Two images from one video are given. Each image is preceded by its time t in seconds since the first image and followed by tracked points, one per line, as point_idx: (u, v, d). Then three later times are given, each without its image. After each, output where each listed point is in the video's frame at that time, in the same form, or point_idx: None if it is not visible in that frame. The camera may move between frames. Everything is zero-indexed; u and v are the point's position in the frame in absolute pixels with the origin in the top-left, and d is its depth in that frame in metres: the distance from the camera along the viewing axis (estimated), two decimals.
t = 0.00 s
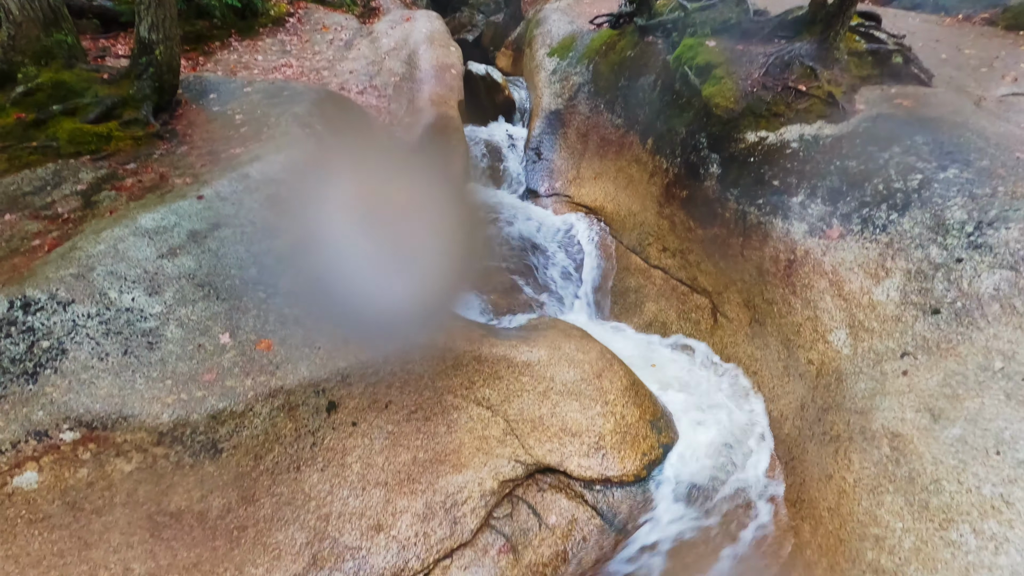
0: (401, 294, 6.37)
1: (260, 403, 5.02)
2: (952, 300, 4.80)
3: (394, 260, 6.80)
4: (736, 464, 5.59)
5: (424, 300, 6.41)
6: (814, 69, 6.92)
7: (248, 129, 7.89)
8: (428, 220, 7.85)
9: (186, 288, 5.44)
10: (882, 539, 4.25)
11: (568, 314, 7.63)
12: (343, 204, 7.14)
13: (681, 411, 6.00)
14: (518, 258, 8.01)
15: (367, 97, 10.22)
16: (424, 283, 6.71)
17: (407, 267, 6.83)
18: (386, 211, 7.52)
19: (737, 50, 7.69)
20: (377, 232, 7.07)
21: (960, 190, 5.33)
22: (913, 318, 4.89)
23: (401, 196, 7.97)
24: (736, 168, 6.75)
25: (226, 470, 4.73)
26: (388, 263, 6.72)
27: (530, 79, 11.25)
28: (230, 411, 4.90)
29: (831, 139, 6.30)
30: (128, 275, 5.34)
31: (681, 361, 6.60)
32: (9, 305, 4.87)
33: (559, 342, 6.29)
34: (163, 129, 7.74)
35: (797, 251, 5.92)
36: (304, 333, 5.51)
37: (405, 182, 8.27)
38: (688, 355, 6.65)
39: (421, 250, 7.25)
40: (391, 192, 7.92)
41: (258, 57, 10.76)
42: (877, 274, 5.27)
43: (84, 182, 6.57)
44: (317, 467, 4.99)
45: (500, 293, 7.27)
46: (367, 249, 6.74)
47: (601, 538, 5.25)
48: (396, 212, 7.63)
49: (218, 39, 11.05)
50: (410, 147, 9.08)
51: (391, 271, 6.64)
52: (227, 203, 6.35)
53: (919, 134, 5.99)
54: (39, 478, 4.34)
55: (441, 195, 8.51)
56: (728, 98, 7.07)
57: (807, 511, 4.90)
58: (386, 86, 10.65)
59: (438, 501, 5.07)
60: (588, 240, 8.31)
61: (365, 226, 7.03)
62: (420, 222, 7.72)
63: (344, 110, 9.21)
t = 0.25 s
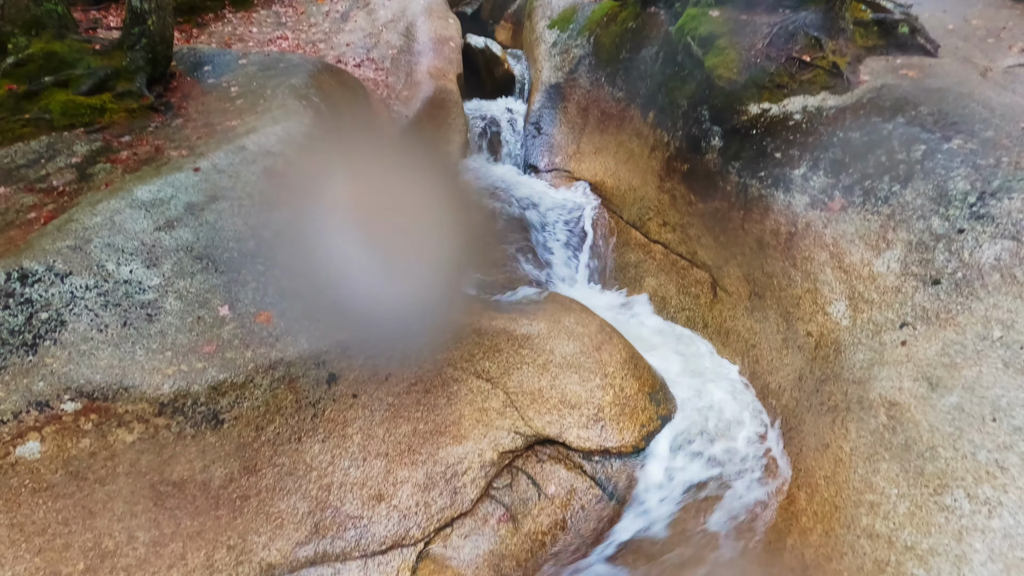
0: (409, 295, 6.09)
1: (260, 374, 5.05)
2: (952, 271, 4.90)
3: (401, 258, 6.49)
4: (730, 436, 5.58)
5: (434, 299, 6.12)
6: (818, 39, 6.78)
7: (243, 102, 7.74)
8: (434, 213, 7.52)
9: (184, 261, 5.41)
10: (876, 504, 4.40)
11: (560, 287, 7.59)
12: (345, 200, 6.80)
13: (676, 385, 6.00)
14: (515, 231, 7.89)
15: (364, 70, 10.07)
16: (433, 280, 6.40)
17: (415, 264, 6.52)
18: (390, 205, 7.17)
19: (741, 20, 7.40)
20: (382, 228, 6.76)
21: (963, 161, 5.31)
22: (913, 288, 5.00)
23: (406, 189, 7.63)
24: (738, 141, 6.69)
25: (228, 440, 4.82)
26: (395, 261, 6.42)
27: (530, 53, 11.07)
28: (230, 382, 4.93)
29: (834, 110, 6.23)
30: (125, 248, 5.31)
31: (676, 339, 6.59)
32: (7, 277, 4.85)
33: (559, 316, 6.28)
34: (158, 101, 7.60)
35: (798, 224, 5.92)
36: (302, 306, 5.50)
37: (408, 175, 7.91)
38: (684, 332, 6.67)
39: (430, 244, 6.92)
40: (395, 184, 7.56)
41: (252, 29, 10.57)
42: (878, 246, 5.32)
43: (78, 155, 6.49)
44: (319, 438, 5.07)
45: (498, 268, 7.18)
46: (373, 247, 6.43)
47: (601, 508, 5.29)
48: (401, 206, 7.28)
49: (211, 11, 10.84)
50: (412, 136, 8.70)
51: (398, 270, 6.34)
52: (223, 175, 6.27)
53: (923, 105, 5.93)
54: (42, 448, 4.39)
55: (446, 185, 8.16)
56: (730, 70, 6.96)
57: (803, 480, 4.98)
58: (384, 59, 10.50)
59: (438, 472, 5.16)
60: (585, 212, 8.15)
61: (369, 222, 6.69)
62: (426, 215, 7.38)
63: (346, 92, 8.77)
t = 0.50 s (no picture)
0: (412, 302, 5.71)
1: (261, 342, 5.08)
2: (959, 240, 5.05)
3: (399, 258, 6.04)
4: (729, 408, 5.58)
5: (437, 307, 5.77)
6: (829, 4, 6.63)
7: (241, 70, 7.58)
8: (444, 209, 6.98)
9: (183, 230, 5.38)
10: (874, 470, 4.60)
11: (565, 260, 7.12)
12: (347, 193, 6.38)
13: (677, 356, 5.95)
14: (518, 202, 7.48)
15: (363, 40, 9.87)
16: (436, 285, 5.93)
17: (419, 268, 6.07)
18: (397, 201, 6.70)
19: None
20: (386, 224, 6.35)
21: (974, 128, 5.40)
22: (918, 258, 5.15)
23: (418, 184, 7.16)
24: (744, 110, 6.57)
25: (230, 408, 4.85)
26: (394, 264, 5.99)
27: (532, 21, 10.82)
28: (232, 350, 4.97)
29: (843, 78, 6.13)
30: (124, 217, 5.28)
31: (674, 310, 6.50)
32: (5, 245, 4.87)
33: (559, 287, 6.22)
34: (154, 70, 7.47)
35: (803, 193, 5.91)
36: (302, 276, 5.50)
37: (420, 168, 7.46)
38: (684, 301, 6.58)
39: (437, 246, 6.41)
40: (405, 178, 7.12)
41: None
42: (883, 216, 5.42)
43: (74, 124, 6.41)
44: (321, 406, 5.08)
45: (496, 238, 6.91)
46: (377, 249, 6.06)
47: (600, 475, 5.36)
48: (409, 202, 6.79)
49: None
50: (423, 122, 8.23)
51: (397, 275, 5.89)
52: (222, 144, 6.21)
53: (933, 71, 5.85)
54: (46, 415, 4.47)
55: (457, 174, 7.65)
56: (735, 37, 6.87)
57: (802, 447, 5.06)
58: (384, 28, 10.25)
59: (440, 441, 5.19)
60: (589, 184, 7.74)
61: (369, 219, 6.25)
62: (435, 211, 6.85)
63: (351, 65, 8.42)
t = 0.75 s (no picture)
0: (394, 330, 5.45)
1: (265, 309, 5.10)
2: (971, 207, 5.12)
3: (390, 284, 5.66)
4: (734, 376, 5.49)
5: (442, 323, 5.60)
6: None
7: (241, 35, 7.32)
8: (450, 205, 6.50)
9: (185, 196, 5.33)
10: (877, 438, 4.74)
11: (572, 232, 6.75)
12: (348, 206, 5.91)
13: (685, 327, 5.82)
14: (518, 170, 7.08)
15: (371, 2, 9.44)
16: (422, 318, 5.58)
17: (409, 296, 5.67)
18: (402, 211, 6.18)
19: None
20: (390, 231, 5.99)
21: (992, 93, 5.31)
22: (928, 226, 5.23)
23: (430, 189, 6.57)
24: (755, 76, 6.39)
25: (235, 372, 4.87)
26: (384, 290, 5.60)
27: None
28: (236, 316, 4.99)
29: (857, 42, 5.91)
30: (124, 181, 5.23)
31: (681, 278, 6.33)
32: (7, 209, 4.87)
33: (564, 257, 6.15)
34: (153, 35, 7.20)
35: (813, 161, 5.91)
36: (306, 243, 5.50)
37: (435, 168, 6.85)
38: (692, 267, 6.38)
39: (435, 266, 5.91)
40: (415, 183, 6.54)
41: None
42: (894, 184, 5.48)
43: (74, 89, 6.31)
44: (325, 372, 5.09)
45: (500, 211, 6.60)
46: (381, 261, 5.77)
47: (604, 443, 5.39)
48: (413, 211, 6.25)
49: None
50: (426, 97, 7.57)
51: (386, 301, 5.56)
52: (223, 109, 6.11)
53: (951, 35, 5.62)
54: (52, 377, 4.50)
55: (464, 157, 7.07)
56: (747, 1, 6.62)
57: (805, 417, 5.10)
58: None
59: (444, 407, 5.22)
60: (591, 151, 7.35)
61: (365, 236, 5.80)
62: (441, 223, 6.27)
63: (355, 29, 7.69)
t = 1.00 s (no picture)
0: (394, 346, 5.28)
1: (273, 272, 5.10)
2: (992, 173, 5.03)
3: (382, 308, 5.36)
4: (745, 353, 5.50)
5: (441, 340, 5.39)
6: None
7: None
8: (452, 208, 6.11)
9: (192, 158, 5.28)
10: (887, 407, 4.72)
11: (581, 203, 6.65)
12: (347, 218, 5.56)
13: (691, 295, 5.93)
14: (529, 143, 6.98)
15: None
16: (422, 332, 5.39)
17: (400, 322, 5.38)
18: (405, 227, 5.78)
19: None
20: (388, 241, 5.65)
21: (1016, 58, 5.19)
22: (946, 194, 5.14)
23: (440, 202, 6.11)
24: (771, 42, 6.18)
25: (244, 336, 4.87)
26: (375, 313, 5.32)
27: None
28: (244, 280, 4.99)
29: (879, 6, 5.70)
30: (130, 143, 5.18)
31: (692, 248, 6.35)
32: (14, 169, 4.80)
33: (574, 225, 6.04)
34: None
35: (829, 129, 5.75)
36: (314, 208, 5.47)
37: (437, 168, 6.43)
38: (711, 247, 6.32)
39: (435, 278, 5.63)
40: (423, 195, 6.09)
41: None
42: (913, 151, 5.38)
43: (80, 51, 6.20)
44: (334, 338, 5.11)
45: (514, 179, 6.58)
46: (377, 274, 5.47)
47: (613, 411, 5.40)
48: (417, 226, 5.83)
49: None
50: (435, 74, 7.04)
51: (385, 318, 5.35)
52: (230, 73, 5.99)
53: None
54: (63, 338, 4.52)
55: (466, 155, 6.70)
56: None
57: (814, 387, 5.07)
58: None
59: (452, 374, 5.27)
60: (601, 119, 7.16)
61: (361, 253, 5.46)
62: (445, 242, 5.82)
63: None
